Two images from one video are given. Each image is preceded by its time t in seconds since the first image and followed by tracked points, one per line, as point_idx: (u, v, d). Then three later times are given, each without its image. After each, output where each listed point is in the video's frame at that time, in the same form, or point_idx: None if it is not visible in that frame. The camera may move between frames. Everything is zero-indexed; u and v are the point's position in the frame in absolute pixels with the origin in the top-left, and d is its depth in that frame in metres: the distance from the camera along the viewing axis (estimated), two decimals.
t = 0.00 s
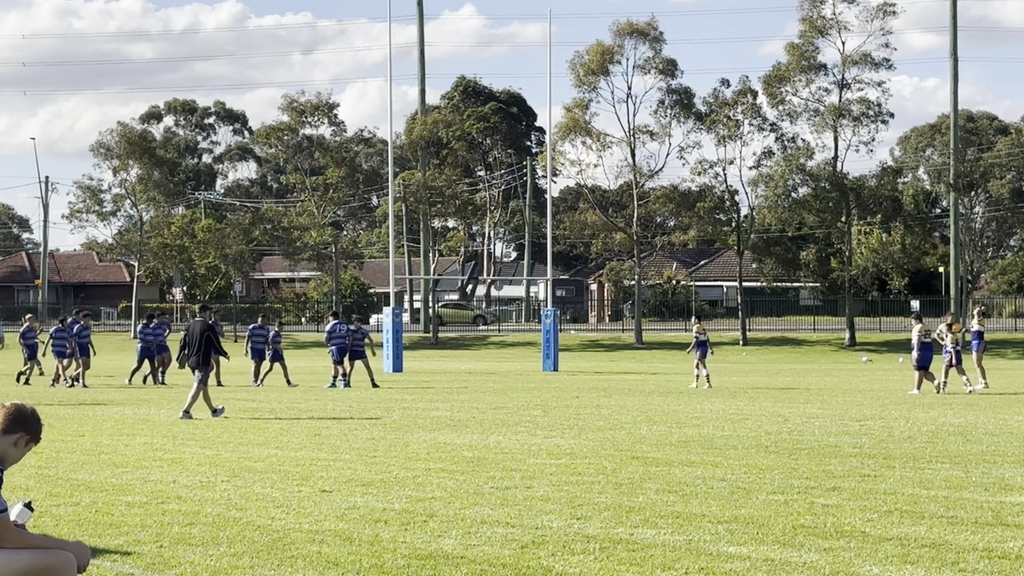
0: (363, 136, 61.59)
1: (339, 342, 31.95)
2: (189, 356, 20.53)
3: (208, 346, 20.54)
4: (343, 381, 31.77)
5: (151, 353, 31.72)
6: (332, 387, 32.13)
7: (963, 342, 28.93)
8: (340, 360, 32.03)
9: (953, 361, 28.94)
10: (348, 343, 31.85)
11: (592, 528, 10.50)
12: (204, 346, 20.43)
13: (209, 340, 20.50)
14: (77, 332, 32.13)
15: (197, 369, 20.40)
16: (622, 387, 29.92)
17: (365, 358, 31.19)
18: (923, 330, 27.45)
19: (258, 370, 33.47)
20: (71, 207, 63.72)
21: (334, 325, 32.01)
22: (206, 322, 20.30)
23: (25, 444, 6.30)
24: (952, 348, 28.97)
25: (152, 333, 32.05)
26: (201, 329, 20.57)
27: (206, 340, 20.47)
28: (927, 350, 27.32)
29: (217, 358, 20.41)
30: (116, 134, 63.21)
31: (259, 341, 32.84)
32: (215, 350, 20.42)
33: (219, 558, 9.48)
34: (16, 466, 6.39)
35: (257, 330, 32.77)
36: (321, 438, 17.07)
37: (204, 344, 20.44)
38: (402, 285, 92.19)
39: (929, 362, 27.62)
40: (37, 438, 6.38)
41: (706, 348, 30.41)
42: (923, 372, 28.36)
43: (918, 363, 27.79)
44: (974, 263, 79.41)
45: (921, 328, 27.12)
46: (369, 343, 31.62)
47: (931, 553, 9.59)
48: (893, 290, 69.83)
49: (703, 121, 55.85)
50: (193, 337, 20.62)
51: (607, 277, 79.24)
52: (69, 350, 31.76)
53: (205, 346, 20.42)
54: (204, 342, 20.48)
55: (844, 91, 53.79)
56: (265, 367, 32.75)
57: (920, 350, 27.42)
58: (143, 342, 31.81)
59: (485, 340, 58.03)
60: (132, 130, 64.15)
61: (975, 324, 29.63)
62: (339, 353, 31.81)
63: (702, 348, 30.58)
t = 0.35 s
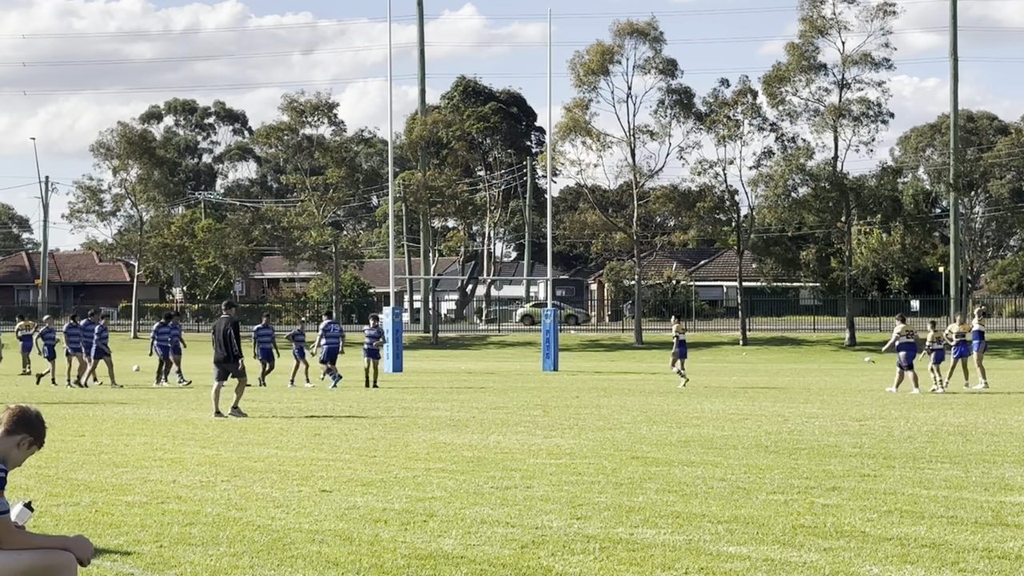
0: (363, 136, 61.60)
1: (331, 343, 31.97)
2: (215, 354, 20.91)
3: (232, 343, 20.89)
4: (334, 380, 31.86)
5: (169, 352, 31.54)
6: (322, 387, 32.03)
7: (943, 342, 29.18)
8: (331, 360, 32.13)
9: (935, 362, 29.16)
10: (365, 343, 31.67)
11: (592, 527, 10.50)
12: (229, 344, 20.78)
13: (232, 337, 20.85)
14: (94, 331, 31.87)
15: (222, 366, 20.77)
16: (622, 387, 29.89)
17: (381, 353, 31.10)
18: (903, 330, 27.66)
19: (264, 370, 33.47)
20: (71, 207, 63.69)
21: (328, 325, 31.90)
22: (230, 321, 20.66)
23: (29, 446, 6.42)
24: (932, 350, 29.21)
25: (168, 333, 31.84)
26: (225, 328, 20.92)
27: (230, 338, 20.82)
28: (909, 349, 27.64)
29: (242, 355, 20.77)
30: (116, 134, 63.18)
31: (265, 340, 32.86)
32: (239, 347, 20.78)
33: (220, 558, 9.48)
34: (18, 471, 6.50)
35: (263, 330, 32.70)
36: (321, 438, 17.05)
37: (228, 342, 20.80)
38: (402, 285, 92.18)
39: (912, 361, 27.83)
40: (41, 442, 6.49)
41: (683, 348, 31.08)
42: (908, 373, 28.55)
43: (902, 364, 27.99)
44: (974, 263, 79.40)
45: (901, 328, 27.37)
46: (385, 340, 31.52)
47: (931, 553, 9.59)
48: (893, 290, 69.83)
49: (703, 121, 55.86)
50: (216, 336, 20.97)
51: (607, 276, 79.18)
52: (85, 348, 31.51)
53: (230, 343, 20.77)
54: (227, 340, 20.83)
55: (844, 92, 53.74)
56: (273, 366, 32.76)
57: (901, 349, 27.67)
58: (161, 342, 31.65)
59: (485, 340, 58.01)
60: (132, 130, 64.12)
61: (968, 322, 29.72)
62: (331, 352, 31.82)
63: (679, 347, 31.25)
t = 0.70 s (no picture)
0: (363, 136, 61.53)
1: (325, 344, 32.07)
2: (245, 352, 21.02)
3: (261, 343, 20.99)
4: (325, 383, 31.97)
5: (186, 352, 31.34)
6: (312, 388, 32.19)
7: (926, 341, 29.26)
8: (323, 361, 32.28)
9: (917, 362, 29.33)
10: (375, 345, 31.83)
11: (592, 527, 10.50)
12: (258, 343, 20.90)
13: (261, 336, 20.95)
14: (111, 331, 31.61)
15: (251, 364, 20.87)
16: (622, 387, 29.90)
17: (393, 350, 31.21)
18: (887, 329, 27.72)
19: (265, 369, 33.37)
20: (71, 207, 63.69)
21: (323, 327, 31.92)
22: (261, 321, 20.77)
23: (30, 448, 6.41)
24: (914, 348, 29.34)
25: (184, 334, 31.63)
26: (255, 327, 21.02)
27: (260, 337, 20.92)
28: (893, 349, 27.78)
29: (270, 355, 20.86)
30: (116, 134, 63.16)
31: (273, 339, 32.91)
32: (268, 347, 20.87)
33: (219, 558, 9.48)
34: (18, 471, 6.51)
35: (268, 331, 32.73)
36: (321, 438, 17.06)
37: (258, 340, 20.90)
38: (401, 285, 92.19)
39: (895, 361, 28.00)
40: (41, 444, 6.49)
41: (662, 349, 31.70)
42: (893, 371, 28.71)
43: (884, 361, 28.16)
44: (974, 263, 79.39)
45: (885, 328, 27.50)
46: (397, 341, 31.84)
47: (931, 552, 9.59)
48: (893, 290, 69.81)
49: (703, 121, 55.86)
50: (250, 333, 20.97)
51: (607, 277, 79.12)
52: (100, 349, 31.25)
53: (259, 342, 20.87)
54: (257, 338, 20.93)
55: (844, 92, 53.75)
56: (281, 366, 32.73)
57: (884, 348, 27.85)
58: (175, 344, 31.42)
59: (485, 340, 58.02)
60: (132, 130, 64.11)
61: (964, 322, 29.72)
62: (320, 353, 31.88)
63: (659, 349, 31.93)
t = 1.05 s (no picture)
0: (363, 136, 61.46)
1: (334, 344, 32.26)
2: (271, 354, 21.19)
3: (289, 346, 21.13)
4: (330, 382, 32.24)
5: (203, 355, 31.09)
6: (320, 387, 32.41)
7: (910, 341, 29.35)
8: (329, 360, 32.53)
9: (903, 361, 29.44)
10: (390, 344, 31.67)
11: (592, 527, 10.50)
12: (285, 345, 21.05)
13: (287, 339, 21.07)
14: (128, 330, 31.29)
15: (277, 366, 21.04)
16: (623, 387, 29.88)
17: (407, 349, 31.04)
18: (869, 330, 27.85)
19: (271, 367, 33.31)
20: (71, 207, 63.66)
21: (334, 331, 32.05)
22: (289, 324, 20.94)
23: (29, 447, 6.41)
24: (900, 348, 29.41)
25: (201, 334, 31.41)
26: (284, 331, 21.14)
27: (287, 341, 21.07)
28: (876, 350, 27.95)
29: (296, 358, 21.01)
30: (116, 134, 63.14)
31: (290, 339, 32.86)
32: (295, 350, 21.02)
33: (219, 558, 9.48)
34: (17, 471, 6.50)
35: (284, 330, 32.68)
36: (321, 438, 17.06)
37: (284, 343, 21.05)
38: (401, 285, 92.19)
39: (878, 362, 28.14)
40: (41, 443, 6.49)
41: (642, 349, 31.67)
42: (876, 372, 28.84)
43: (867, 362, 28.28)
44: (974, 263, 79.41)
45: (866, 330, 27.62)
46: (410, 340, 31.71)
47: (931, 553, 9.59)
48: (893, 290, 69.80)
49: (703, 121, 55.87)
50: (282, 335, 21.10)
51: (607, 277, 79.08)
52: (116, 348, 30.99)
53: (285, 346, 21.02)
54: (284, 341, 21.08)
55: (844, 91, 53.74)
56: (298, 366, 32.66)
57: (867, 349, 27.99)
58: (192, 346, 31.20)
59: (485, 340, 58.03)
60: (132, 130, 64.08)
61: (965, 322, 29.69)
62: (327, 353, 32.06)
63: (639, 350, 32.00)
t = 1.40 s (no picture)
0: (364, 136, 61.41)
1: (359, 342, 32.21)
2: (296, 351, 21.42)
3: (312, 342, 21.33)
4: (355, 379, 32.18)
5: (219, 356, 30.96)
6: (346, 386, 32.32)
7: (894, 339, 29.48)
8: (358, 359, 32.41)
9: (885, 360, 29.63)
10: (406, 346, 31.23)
11: (592, 527, 10.50)
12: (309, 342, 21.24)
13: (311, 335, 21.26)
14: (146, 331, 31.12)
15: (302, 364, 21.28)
16: (623, 387, 29.86)
17: (422, 352, 30.66)
18: (851, 328, 28.03)
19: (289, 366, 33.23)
20: (71, 207, 63.63)
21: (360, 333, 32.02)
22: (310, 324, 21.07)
23: (28, 447, 6.41)
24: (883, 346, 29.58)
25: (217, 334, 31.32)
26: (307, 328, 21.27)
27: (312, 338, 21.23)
28: (857, 347, 28.20)
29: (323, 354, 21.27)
30: (116, 134, 63.15)
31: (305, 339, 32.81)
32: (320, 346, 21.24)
33: (219, 558, 9.48)
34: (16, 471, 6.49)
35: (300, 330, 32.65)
36: (321, 438, 17.05)
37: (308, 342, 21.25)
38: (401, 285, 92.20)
39: (859, 360, 28.36)
40: (40, 442, 6.49)
41: (621, 348, 31.88)
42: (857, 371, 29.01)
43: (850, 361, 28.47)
44: (974, 263, 79.40)
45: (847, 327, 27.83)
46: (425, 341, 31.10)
47: (931, 553, 9.59)
48: (893, 290, 69.76)
49: (703, 121, 55.85)
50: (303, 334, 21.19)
51: (607, 277, 79.06)
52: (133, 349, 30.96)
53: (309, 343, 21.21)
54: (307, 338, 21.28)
55: (844, 91, 53.72)
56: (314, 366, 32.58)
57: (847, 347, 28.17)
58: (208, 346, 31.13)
59: (485, 340, 58.03)
60: (132, 130, 64.07)
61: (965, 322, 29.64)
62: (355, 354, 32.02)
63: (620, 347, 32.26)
